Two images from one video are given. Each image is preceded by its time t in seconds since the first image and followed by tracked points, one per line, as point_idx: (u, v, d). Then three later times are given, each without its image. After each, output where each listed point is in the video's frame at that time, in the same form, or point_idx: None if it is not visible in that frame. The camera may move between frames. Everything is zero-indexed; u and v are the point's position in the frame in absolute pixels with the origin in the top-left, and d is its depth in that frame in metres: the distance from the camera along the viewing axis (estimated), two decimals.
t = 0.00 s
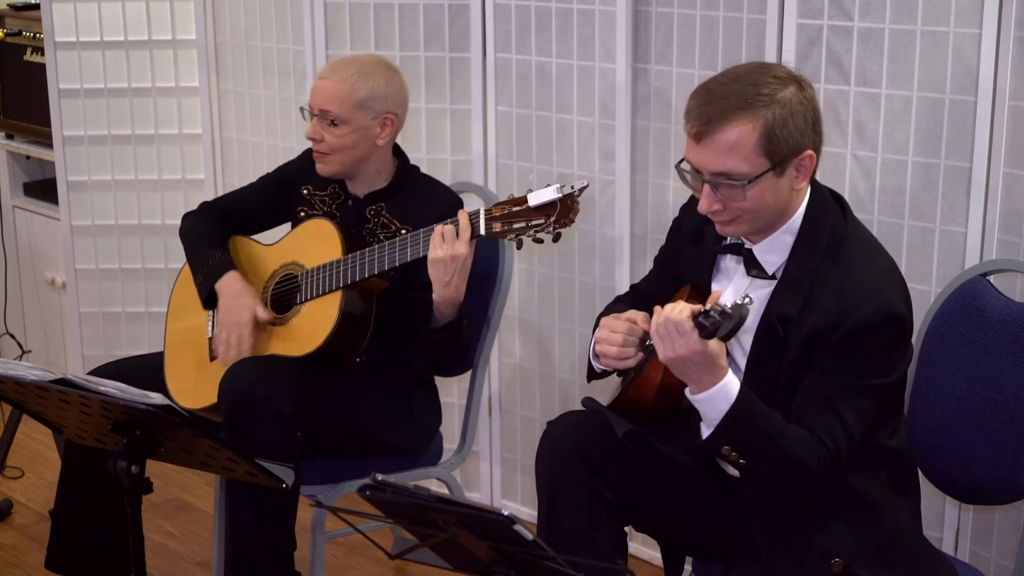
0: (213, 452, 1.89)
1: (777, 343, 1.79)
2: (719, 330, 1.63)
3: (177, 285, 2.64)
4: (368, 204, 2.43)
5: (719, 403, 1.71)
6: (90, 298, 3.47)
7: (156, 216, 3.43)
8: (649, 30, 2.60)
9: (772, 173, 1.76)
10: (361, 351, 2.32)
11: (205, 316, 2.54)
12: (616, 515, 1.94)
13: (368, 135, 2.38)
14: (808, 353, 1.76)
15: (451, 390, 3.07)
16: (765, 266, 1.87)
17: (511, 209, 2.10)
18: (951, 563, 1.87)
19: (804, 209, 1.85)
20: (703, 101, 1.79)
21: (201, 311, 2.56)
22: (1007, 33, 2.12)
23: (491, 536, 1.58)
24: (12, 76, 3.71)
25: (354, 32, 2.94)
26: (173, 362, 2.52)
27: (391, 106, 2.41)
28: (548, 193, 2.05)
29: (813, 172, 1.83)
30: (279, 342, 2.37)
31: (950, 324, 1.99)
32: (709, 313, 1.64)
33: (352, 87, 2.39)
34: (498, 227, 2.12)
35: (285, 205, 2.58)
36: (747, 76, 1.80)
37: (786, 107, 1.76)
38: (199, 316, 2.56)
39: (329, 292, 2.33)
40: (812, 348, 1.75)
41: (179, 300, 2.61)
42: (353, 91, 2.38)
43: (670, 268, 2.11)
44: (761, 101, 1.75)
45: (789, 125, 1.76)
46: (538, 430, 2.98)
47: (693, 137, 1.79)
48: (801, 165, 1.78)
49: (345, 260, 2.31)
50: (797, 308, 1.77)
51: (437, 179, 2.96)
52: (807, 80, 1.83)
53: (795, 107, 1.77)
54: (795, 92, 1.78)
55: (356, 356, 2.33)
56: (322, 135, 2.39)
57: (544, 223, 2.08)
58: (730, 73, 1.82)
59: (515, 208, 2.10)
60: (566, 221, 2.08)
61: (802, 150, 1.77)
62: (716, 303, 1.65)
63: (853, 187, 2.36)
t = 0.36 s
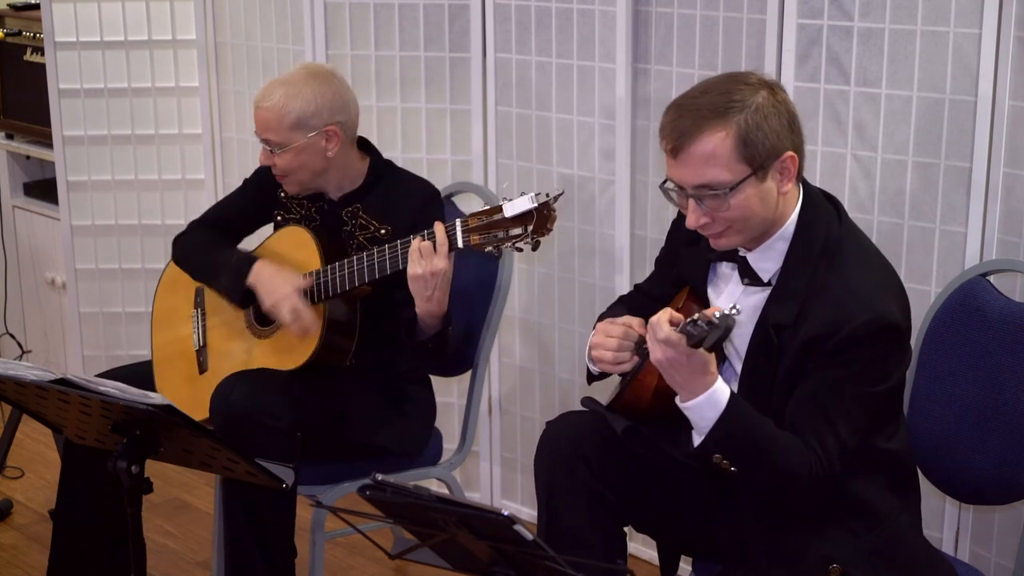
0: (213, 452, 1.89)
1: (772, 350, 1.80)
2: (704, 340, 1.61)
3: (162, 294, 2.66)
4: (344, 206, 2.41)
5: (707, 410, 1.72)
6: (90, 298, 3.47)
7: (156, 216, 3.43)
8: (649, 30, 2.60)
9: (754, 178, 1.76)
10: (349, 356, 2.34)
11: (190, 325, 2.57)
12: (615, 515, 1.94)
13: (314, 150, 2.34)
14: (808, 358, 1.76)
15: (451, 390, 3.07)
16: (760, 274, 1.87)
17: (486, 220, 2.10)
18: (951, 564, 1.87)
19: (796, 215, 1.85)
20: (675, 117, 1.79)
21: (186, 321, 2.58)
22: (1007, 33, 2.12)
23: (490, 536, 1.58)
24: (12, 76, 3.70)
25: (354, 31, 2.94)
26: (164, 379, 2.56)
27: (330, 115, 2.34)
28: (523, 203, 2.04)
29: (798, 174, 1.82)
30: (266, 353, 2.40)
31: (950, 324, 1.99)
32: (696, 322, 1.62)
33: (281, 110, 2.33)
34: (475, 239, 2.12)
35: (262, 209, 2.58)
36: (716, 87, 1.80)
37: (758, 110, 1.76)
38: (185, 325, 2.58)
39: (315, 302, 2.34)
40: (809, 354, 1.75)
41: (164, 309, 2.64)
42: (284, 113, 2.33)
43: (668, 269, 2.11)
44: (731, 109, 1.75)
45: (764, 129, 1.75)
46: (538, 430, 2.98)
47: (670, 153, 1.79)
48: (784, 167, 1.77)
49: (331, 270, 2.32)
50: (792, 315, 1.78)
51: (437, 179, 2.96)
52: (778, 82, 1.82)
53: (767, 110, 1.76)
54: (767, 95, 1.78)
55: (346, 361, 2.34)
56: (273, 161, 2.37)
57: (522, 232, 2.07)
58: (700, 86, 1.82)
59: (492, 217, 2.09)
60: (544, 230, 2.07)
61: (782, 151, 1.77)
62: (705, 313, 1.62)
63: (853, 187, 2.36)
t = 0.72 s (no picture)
0: (213, 452, 1.89)
1: (771, 351, 1.80)
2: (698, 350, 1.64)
3: (165, 288, 2.66)
4: (360, 207, 2.41)
5: (707, 414, 1.72)
6: (90, 298, 3.47)
7: (156, 216, 3.43)
8: (649, 29, 2.60)
9: (761, 195, 1.75)
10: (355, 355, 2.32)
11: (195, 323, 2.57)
12: (613, 514, 1.95)
13: (344, 165, 2.34)
14: (809, 358, 1.76)
15: (451, 390, 3.07)
16: (760, 276, 1.87)
17: (498, 217, 2.08)
18: (951, 564, 1.87)
19: (796, 221, 1.84)
20: (688, 125, 1.78)
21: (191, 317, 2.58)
22: (1007, 33, 2.12)
23: (491, 536, 1.58)
24: (13, 76, 3.70)
25: (354, 31, 2.94)
26: (167, 376, 2.56)
27: (358, 131, 2.34)
28: (537, 198, 2.04)
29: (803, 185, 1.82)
30: (274, 351, 2.39)
31: (950, 324, 1.99)
32: (689, 332, 1.65)
33: (310, 129, 2.32)
34: (487, 235, 2.10)
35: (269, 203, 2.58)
36: (732, 96, 1.78)
37: (772, 128, 1.74)
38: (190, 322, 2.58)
39: (321, 299, 2.33)
40: (810, 354, 1.75)
41: (168, 304, 2.63)
42: (314, 133, 2.31)
43: (667, 269, 2.11)
44: (746, 125, 1.73)
45: (776, 147, 1.74)
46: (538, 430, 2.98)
47: (679, 161, 1.78)
48: (791, 183, 1.77)
49: (337, 267, 2.30)
50: (791, 316, 1.78)
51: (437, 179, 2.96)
52: (792, 93, 1.80)
53: (781, 127, 1.75)
54: (780, 110, 1.76)
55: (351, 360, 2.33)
56: (301, 179, 2.36)
57: (534, 228, 2.07)
58: (715, 93, 1.80)
59: (503, 213, 2.08)
60: (555, 226, 2.07)
61: (792, 170, 1.76)
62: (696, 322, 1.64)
63: (853, 187, 2.36)
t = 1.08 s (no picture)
0: (213, 452, 1.89)
1: (770, 351, 1.80)
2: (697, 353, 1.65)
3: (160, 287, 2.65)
4: (351, 209, 2.39)
5: (711, 417, 1.73)
6: (90, 298, 3.47)
7: (156, 216, 3.43)
8: (649, 29, 2.60)
9: (733, 179, 1.76)
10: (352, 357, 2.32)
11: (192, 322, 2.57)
12: (613, 514, 1.95)
13: (354, 160, 2.33)
14: (809, 357, 1.76)
15: (451, 390, 3.07)
16: (757, 274, 1.87)
17: (487, 220, 2.09)
18: (951, 564, 1.87)
19: (792, 216, 1.84)
20: (647, 136, 1.81)
21: (188, 317, 2.59)
22: (1007, 33, 2.12)
23: (491, 536, 1.58)
24: (13, 76, 3.71)
25: (354, 31, 2.94)
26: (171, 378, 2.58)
27: (367, 125, 2.34)
28: (525, 203, 2.05)
29: (779, 170, 1.82)
30: (270, 354, 2.39)
31: (950, 324, 1.99)
32: (687, 334, 1.66)
33: (323, 125, 2.29)
34: (476, 238, 2.11)
35: (260, 205, 2.60)
36: (683, 100, 1.82)
37: (727, 114, 1.77)
38: (187, 322, 2.59)
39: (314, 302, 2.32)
40: (811, 355, 1.75)
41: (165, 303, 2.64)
42: (328, 129, 2.29)
43: (668, 270, 2.11)
44: (699, 117, 1.77)
45: (737, 131, 1.76)
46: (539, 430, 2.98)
47: (649, 171, 1.81)
48: (762, 165, 1.78)
49: (331, 269, 2.29)
50: (788, 313, 1.78)
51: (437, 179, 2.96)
52: (745, 87, 1.84)
53: (735, 114, 1.77)
54: (733, 100, 1.79)
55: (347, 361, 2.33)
56: (309, 176, 2.32)
57: (523, 232, 2.08)
58: (668, 103, 1.84)
59: (493, 216, 2.09)
60: (544, 230, 2.08)
61: (758, 151, 1.77)
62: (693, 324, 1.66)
63: (853, 187, 2.36)
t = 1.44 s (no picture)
0: (213, 452, 1.89)
1: (769, 346, 1.80)
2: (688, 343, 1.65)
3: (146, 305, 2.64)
4: (320, 218, 2.38)
5: (699, 396, 1.74)
6: (90, 298, 3.47)
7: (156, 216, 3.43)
8: (649, 29, 2.60)
9: (736, 176, 1.76)
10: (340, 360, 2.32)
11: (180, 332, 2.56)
12: (613, 513, 1.94)
13: (299, 186, 2.33)
14: (809, 357, 1.75)
15: (451, 390, 3.07)
16: (754, 267, 1.87)
17: (449, 210, 2.07)
18: (951, 564, 1.87)
19: (787, 211, 1.84)
20: (650, 131, 1.80)
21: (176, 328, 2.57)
22: (1007, 33, 2.12)
23: (491, 536, 1.58)
24: (13, 76, 3.71)
25: (354, 31, 2.94)
26: (162, 384, 2.56)
27: (320, 152, 2.33)
28: (482, 190, 2.02)
29: (782, 166, 1.82)
30: (256, 360, 2.38)
31: (950, 323, 1.99)
32: (679, 326, 1.64)
33: (273, 144, 2.29)
34: (438, 230, 2.08)
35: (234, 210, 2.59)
36: (688, 95, 1.81)
37: (731, 112, 1.76)
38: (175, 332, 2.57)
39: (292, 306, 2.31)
40: (810, 355, 1.75)
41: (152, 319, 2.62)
42: (277, 148, 2.29)
43: (668, 269, 2.11)
44: (704, 113, 1.76)
45: (740, 128, 1.76)
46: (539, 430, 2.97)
47: (651, 164, 1.80)
48: (766, 163, 1.78)
49: (304, 272, 2.28)
50: (788, 308, 1.78)
51: (437, 179, 2.96)
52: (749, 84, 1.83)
53: (739, 111, 1.77)
54: (738, 96, 1.79)
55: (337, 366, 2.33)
56: (253, 194, 2.35)
57: (484, 220, 2.04)
58: (672, 99, 1.83)
59: (453, 207, 2.07)
60: (507, 216, 2.04)
61: (762, 148, 1.77)
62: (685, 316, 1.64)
63: (853, 187, 2.36)
